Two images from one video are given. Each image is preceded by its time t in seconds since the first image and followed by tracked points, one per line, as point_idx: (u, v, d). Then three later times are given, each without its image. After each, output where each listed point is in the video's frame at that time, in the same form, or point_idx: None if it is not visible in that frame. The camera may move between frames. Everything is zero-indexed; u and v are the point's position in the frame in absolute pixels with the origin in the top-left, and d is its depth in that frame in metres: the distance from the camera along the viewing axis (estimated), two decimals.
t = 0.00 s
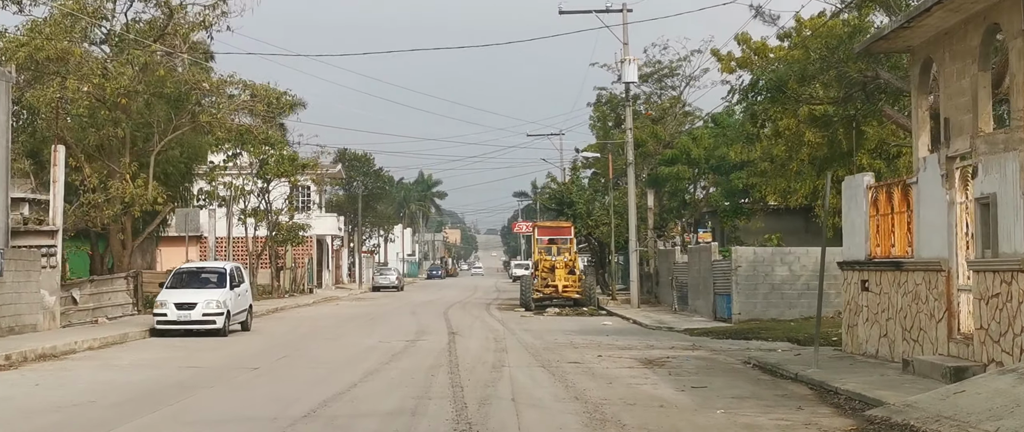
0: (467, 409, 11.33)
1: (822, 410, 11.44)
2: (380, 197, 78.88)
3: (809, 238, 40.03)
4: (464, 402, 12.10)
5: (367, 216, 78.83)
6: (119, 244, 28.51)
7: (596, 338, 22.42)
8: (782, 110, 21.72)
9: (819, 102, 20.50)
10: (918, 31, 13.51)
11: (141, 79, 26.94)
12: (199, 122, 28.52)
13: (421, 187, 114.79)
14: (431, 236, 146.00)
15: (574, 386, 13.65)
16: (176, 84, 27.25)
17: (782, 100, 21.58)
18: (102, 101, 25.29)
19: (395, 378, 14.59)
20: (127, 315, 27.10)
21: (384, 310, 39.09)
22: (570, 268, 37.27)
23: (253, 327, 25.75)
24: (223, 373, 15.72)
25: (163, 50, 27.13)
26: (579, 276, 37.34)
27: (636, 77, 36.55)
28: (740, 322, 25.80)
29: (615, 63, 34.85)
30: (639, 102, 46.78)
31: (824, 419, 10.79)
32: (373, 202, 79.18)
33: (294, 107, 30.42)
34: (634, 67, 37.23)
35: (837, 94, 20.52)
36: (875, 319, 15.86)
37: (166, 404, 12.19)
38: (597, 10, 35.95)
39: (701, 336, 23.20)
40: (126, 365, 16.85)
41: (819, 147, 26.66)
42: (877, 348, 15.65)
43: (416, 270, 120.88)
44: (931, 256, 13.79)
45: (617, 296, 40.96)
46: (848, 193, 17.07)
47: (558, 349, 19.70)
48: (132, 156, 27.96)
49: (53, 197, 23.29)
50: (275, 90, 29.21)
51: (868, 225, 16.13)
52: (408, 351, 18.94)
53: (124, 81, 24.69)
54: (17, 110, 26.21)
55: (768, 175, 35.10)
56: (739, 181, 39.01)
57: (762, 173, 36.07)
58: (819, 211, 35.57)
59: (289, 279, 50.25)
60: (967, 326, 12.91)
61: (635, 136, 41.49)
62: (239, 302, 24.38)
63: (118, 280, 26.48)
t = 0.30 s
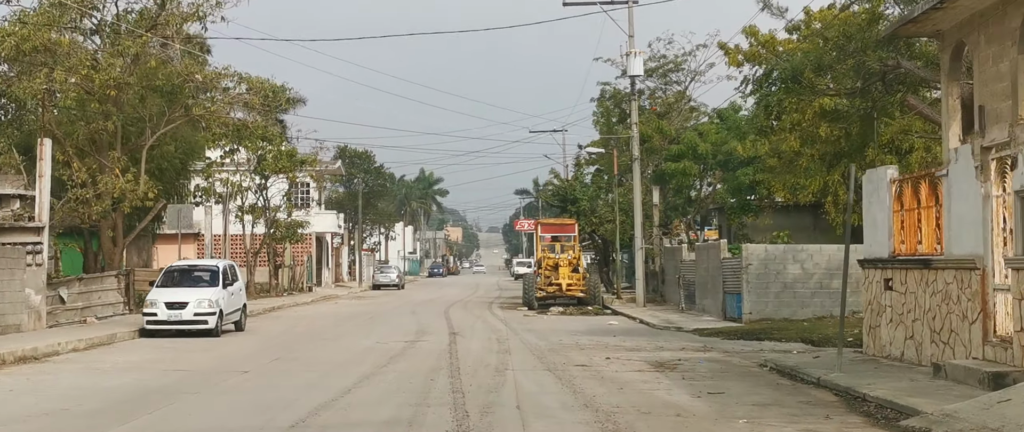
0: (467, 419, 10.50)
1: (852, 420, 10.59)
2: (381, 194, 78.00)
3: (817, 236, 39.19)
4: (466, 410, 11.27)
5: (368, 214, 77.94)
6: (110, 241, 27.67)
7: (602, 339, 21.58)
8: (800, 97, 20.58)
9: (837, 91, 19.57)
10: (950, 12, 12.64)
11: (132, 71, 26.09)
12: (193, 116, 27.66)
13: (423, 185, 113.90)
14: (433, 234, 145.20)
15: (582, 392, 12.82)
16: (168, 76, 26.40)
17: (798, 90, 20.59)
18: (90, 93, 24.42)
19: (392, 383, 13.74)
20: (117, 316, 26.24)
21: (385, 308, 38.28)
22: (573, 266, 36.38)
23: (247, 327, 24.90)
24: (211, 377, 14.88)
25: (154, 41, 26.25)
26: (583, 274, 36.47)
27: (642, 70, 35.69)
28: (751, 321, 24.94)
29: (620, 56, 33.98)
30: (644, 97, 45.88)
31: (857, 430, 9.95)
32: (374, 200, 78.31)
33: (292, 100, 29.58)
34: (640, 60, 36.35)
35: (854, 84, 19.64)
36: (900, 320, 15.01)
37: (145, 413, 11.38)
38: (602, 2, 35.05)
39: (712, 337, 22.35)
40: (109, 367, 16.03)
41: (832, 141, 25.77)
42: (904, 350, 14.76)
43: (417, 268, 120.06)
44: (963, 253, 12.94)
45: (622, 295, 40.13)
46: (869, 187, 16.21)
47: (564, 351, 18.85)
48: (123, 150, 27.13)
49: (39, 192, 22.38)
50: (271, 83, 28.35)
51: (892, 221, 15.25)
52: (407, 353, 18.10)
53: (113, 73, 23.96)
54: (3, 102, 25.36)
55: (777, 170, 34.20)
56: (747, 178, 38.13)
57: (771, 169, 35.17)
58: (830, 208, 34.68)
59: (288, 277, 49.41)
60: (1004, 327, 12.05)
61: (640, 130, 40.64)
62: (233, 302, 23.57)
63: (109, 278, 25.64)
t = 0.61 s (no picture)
0: None
1: None
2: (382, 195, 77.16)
3: (826, 238, 38.18)
4: (468, 423, 10.41)
5: (369, 214, 77.03)
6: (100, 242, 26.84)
7: (610, 344, 20.73)
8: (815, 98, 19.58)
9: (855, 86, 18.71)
10: None
11: (123, 67, 25.25)
12: (186, 113, 26.84)
13: (424, 186, 113.07)
14: (435, 235, 144.33)
15: (592, 403, 11.96)
16: (160, 72, 25.58)
17: (815, 83, 19.08)
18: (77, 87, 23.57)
19: (389, 392, 12.90)
20: (107, 318, 25.39)
21: (385, 311, 37.46)
22: (577, 267, 35.50)
23: (241, 330, 24.07)
24: (197, 385, 14.04)
25: (146, 35, 25.42)
26: (587, 275, 35.58)
27: (649, 66, 34.82)
28: (763, 325, 24.08)
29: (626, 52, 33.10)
30: (649, 96, 45.03)
31: None
32: (375, 201, 77.48)
33: (289, 97, 28.74)
34: (646, 56, 35.50)
35: (874, 77, 18.78)
36: (927, 325, 14.16)
37: (121, 426, 10.53)
38: None
39: (723, 341, 21.50)
40: (91, 374, 15.16)
41: (847, 139, 24.91)
42: (933, 357, 13.92)
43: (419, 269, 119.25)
44: (999, 253, 12.08)
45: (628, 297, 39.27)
46: (892, 184, 15.37)
47: (570, 356, 18.01)
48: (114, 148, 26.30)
49: (24, 190, 21.52)
50: (267, 79, 27.56)
51: (919, 220, 14.41)
52: (406, 358, 17.26)
53: (102, 68, 23.08)
54: None
55: (787, 169, 33.32)
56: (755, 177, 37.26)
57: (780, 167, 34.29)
58: (841, 208, 33.83)
59: (287, 278, 48.57)
60: None
61: (646, 129, 39.79)
62: (226, 304, 22.75)
63: (98, 280, 24.82)
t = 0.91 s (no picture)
0: None
1: None
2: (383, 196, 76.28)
3: (835, 238, 37.13)
4: None
5: (369, 214, 76.12)
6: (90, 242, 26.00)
7: (617, 348, 19.86)
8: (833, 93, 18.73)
9: (876, 77, 17.81)
10: None
11: (112, 61, 24.42)
12: (178, 109, 25.99)
13: (425, 187, 112.23)
14: (436, 236, 143.52)
15: (603, 414, 11.07)
16: (151, 66, 24.74)
17: (833, 75, 18.31)
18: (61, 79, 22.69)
19: (384, 401, 12.04)
20: (96, 321, 24.53)
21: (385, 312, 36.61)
22: (582, 267, 34.65)
23: (234, 333, 23.21)
24: (181, 393, 13.18)
25: (136, 28, 24.57)
26: (591, 276, 34.72)
27: (655, 62, 33.96)
28: (775, 328, 23.21)
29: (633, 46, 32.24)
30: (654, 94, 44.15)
31: None
32: (375, 201, 76.64)
33: (284, 92, 27.87)
34: (652, 51, 34.63)
35: (895, 68, 17.92)
36: (959, 329, 13.28)
37: None
38: None
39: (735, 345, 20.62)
40: (70, 381, 14.29)
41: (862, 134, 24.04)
42: (966, 364, 13.04)
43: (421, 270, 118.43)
44: None
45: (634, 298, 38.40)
46: (919, 179, 14.49)
47: (576, 361, 17.14)
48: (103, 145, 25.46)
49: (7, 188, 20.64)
50: (263, 74, 26.72)
51: (949, 217, 13.53)
52: (404, 364, 16.40)
53: (91, 61, 22.59)
54: None
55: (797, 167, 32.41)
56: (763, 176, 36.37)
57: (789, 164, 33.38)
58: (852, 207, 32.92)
59: (285, 279, 47.71)
60: None
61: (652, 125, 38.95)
62: (218, 306, 21.92)
63: (87, 281, 24.03)
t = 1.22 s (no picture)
0: None
1: None
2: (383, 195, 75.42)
3: (846, 237, 36.62)
4: None
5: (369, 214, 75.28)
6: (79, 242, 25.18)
7: (625, 351, 19.01)
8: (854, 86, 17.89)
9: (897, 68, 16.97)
10: None
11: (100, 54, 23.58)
12: (169, 104, 25.16)
13: (425, 187, 111.38)
14: (437, 236, 142.68)
15: (616, 426, 10.22)
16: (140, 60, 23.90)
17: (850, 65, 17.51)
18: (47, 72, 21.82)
19: (379, 411, 11.19)
20: (83, 323, 23.72)
21: (384, 314, 35.77)
22: (586, 268, 33.79)
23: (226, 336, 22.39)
24: (163, 402, 12.35)
25: (124, 20, 23.73)
26: (595, 277, 33.85)
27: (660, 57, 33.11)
28: (787, 331, 22.37)
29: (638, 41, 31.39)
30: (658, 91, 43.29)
31: None
32: (375, 201, 75.78)
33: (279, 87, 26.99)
34: (657, 46, 33.77)
35: (917, 58, 17.06)
36: (993, 334, 12.44)
37: None
38: None
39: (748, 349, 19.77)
40: (46, 389, 13.46)
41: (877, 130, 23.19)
42: (1002, 371, 12.20)
43: (421, 271, 117.61)
44: None
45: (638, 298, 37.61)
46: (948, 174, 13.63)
47: (583, 366, 16.30)
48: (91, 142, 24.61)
49: None
50: (258, 68, 25.89)
51: (981, 216, 12.67)
52: (401, 369, 15.56)
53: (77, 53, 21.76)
54: None
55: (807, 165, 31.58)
56: (770, 174, 35.53)
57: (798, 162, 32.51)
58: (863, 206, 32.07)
59: (283, 280, 46.86)
60: None
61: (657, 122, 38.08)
62: (209, 307, 21.11)
63: (75, 282, 23.23)
